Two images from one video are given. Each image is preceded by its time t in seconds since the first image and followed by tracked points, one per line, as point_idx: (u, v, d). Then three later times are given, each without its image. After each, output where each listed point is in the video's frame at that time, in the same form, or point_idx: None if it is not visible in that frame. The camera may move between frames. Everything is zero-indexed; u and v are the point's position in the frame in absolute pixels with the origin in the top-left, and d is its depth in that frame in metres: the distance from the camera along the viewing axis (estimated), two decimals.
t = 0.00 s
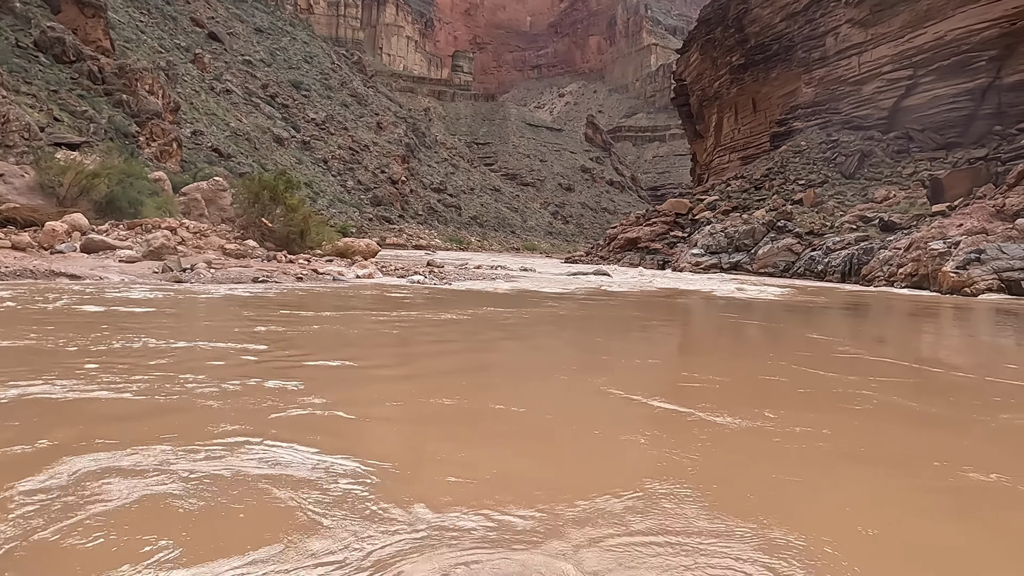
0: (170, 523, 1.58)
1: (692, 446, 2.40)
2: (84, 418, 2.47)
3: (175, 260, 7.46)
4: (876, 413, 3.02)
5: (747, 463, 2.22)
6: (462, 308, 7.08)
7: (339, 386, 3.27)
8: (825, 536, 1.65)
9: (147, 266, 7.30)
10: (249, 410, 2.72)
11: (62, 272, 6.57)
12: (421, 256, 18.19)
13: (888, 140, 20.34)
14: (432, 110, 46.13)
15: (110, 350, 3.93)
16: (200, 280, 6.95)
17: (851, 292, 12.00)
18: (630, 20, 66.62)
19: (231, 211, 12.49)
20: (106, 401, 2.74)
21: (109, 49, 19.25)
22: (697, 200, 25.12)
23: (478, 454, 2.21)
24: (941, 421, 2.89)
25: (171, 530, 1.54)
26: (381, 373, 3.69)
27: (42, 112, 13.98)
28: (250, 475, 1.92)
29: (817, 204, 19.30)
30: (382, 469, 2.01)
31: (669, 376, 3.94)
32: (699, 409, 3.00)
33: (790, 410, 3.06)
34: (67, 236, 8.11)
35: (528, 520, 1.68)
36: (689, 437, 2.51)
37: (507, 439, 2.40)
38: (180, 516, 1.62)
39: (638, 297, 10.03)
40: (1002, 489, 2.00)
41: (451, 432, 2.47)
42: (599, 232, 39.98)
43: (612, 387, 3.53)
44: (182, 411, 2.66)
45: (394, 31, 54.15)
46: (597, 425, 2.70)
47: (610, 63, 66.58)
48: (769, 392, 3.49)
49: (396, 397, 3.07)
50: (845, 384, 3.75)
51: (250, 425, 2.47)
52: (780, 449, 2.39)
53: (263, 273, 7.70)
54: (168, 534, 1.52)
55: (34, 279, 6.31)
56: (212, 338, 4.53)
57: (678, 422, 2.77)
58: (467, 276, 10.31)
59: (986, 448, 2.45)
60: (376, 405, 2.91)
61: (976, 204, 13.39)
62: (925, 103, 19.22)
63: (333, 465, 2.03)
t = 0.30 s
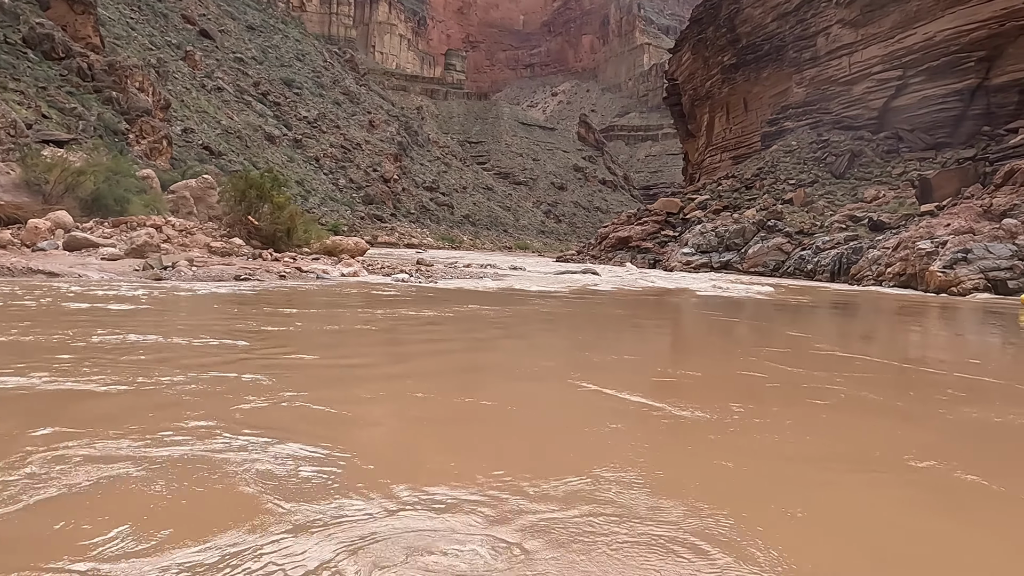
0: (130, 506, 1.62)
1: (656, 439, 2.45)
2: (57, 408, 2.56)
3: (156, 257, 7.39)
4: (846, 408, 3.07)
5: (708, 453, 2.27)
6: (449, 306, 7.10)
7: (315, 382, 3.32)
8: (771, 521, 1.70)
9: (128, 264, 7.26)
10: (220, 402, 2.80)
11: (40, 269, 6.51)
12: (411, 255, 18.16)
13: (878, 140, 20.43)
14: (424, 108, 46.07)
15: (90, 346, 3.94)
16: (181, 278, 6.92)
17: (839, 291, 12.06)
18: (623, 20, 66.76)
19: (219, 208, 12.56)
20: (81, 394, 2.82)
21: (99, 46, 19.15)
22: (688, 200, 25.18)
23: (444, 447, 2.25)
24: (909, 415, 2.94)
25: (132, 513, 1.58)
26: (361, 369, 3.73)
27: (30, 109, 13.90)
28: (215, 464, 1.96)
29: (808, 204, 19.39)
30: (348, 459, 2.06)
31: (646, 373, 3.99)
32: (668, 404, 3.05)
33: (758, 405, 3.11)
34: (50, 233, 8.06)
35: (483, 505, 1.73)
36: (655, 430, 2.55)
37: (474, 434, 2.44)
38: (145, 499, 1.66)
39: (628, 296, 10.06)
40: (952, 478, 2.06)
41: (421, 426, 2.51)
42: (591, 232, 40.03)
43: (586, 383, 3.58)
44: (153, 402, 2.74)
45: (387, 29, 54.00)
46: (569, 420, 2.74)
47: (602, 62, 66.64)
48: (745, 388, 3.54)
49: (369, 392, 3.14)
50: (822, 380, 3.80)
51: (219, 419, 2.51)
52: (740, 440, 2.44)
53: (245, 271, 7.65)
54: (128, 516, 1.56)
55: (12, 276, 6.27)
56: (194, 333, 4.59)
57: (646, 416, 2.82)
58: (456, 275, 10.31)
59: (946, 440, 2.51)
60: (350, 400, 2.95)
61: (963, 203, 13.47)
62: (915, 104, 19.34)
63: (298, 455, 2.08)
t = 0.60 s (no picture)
0: (88, 489, 1.66)
1: (620, 433, 2.50)
2: (28, 401, 2.60)
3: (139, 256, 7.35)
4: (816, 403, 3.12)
5: (668, 446, 2.32)
6: (435, 304, 7.10)
7: (290, 378, 3.35)
8: (716, 510, 1.75)
9: (110, 262, 7.21)
10: (192, 395, 2.84)
11: (19, 266, 6.47)
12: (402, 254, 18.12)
13: (869, 140, 20.50)
14: (417, 107, 46.00)
15: (68, 342, 3.94)
16: (162, 276, 6.89)
17: (830, 291, 12.11)
18: (617, 19, 66.91)
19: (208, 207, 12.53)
20: (55, 386, 2.86)
21: (90, 43, 19.05)
22: (680, 199, 25.24)
23: (409, 440, 2.29)
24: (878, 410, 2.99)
25: (87, 496, 1.62)
26: (342, 367, 3.75)
27: (19, 107, 13.81)
28: (178, 451, 2.00)
29: (799, 204, 19.45)
30: (310, 450, 2.10)
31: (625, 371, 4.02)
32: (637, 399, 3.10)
33: (729, 400, 3.16)
34: (34, 231, 8.02)
35: (435, 493, 1.78)
36: (621, 425, 2.60)
37: (442, 428, 2.48)
38: (103, 483, 1.70)
39: (618, 295, 10.08)
40: (901, 469, 2.11)
41: (390, 420, 2.54)
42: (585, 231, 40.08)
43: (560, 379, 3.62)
44: (126, 395, 2.77)
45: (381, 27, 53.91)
46: (539, 415, 2.79)
47: (596, 62, 66.77)
48: (720, 384, 3.58)
49: (343, 387, 3.17)
50: (799, 378, 3.84)
51: (190, 411, 2.55)
52: (701, 434, 2.49)
53: (229, 269, 7.62)
54: (84, 499, 1.60)
55: None
56: (174, 330, 4.60)
57: (615, 412, 2.86)
58: (444, 273, 10.30)
59: (907, 434, 2.56)
60: (323, 395, 2.99)
61: (952, 203, 13.52)
62: (906, 104, 19.45)
63: (261, 445, 2.12)
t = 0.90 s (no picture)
0: (61, 479, 1.73)
1: (585, 430, 2.57)
2: (5, 396, 2.65)
3: (122, 254, 7.33)
4: (785, 404, 3.19)
5: (629, 442, 2.40)
6: (422, 302, 7.13)
7: (268, 375, 3.39)
8: (664, 499, 1.84)
9: (93, 260, 7.19)
10: (167, 390, 2.89)
11: None
12: (394, 253, 18.09)
13: (861, 140, 20.58)
14: (411, 106, 45.90)
15: (50, 339, 3.96)
16: (144, 275, 6.87)
17: (820, 290, 12.16)
18: (611, 19, 67.15)
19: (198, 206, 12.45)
20: (31, 381, 2.90)
21: (82, 41, 18.96)
22: (673, 198, 25.32)
23: (379, 434, 2.36)
24: (845, 411, 3.07)
25: (58, 485, 1.68)
26: (322, 364, 3.78)
27: (8, 104, 13.71)
28: (150, 444, 2.08)
29: (790, 203, 19.52)
30: (280, 441, 2.18)
31: (604, 370, 4.07)
32: (606, 397, 3.17)
33: (699, 399, 3.23)
34: (18, 229, 7.99)
35: (398, 482, 1.86)
36: (589, 423, 2.66)
37: (414, 423, 2.55)
38: (73, 471, 1.79)
39: (608, 294, 10.10)
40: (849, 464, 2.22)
41: (363, 416, 2.61)
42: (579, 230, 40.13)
43: (537, 377, 3.68)
44: (103, 390, 2.83)
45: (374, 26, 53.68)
46: (507, 409, 2.89)
47: (590, 61, 66.76)
48: (694, 385, 3.64)
49: (319, 384, 3.22)
50: (776, 378, 3.90)
51: (164, 405, 2.61)
52: (662, 431, 2.57)
53: (212, 268, 7.59)
54: (55, 489, 1.67)
55: None
56: (155, 327, 4.63)
57: (583, 409, 2.94)
58: (434, 272, 10.31)
59: (866, 434, 2.65)
60: (298, 392, 3.04)
61: (941, 203, 13.59)
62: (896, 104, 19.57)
63: (230, 438, 2.19)
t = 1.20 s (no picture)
0: (26, 465, 1.79)
1: (545, 426, 2.66)
2: None
3: (102, 253, 7.31)
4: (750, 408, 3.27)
5: (585, 438, 2.49)
6: (408, 300, 7.14)
7: (247, 372, 3.42)
8: (606, 488, 1.94)
9: (74, 259, 7.16)
10: (143, 385, 2.93)
11: None
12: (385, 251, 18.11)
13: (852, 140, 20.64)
14: (405, 105, 45.78)
15: (29, 335, 3.97)
16: (125, 273, 6.83)
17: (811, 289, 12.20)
18: (605, 18, 67.21)
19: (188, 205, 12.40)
20: (8, 376, 2.94)
21: (72, 39, 18.85)
22: (665, 197, 25.38)
23: (345, 428, 2.42)
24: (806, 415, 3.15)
25: (17, 472, 1.74)
26: (301, 363, 3.79)
27: None
28: (122, 430, 2.17)
29: (782, 202, 19.56)
30: (245, 432, 2.25)
31: (582, 369, 4.11)
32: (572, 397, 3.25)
33: (666, 401, 3.30)
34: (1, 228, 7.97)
35: (357, 468, 1.97)
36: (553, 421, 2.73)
37: (387, 418, 2.61)
38: (46, 454, 1.88)
39: (599, 293, 10.12)
40: (791, 463, 2.33)
41: (335, 412, 2.66)
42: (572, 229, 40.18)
43: (512, 376, 3.73)
44: (81, 383, 2.90)
45: (368, 25, 53.56)
46: (476, 403, 2.99)
47: (585, 60, 66.82)
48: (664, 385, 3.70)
49: (295, 380, 3.27)
50: (750, 381, 3.96)
51: (139, 398, 2.69)
52: (618, 429, 2.65)
53: (195, 266, 7.56)
54: (24, 473, 1.73)
55: None
56: (134, 325, 4.63)
57: (551, 405, 3.04)
58: (423, 271, 10.31)
59: (819, 438, 2.74)
60: (270, 387, 3.09)
61: (931, 203, 13.62)
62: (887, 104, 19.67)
63: (197, 428, 2.26)
